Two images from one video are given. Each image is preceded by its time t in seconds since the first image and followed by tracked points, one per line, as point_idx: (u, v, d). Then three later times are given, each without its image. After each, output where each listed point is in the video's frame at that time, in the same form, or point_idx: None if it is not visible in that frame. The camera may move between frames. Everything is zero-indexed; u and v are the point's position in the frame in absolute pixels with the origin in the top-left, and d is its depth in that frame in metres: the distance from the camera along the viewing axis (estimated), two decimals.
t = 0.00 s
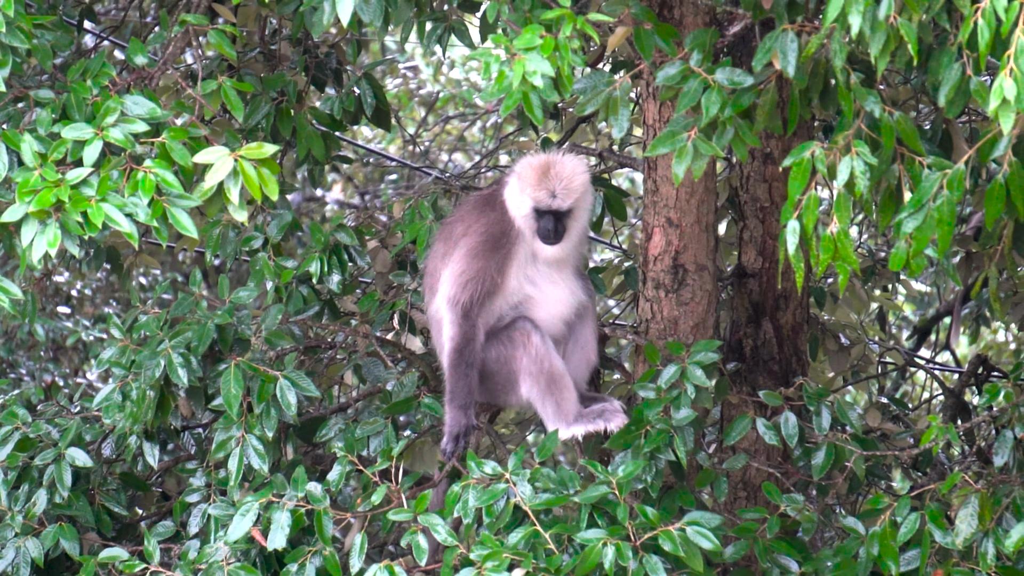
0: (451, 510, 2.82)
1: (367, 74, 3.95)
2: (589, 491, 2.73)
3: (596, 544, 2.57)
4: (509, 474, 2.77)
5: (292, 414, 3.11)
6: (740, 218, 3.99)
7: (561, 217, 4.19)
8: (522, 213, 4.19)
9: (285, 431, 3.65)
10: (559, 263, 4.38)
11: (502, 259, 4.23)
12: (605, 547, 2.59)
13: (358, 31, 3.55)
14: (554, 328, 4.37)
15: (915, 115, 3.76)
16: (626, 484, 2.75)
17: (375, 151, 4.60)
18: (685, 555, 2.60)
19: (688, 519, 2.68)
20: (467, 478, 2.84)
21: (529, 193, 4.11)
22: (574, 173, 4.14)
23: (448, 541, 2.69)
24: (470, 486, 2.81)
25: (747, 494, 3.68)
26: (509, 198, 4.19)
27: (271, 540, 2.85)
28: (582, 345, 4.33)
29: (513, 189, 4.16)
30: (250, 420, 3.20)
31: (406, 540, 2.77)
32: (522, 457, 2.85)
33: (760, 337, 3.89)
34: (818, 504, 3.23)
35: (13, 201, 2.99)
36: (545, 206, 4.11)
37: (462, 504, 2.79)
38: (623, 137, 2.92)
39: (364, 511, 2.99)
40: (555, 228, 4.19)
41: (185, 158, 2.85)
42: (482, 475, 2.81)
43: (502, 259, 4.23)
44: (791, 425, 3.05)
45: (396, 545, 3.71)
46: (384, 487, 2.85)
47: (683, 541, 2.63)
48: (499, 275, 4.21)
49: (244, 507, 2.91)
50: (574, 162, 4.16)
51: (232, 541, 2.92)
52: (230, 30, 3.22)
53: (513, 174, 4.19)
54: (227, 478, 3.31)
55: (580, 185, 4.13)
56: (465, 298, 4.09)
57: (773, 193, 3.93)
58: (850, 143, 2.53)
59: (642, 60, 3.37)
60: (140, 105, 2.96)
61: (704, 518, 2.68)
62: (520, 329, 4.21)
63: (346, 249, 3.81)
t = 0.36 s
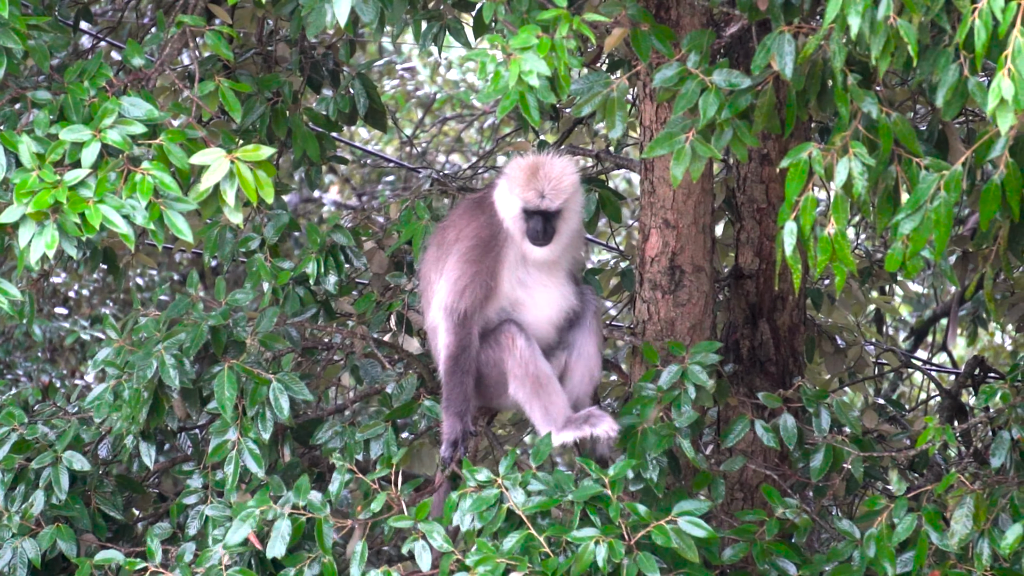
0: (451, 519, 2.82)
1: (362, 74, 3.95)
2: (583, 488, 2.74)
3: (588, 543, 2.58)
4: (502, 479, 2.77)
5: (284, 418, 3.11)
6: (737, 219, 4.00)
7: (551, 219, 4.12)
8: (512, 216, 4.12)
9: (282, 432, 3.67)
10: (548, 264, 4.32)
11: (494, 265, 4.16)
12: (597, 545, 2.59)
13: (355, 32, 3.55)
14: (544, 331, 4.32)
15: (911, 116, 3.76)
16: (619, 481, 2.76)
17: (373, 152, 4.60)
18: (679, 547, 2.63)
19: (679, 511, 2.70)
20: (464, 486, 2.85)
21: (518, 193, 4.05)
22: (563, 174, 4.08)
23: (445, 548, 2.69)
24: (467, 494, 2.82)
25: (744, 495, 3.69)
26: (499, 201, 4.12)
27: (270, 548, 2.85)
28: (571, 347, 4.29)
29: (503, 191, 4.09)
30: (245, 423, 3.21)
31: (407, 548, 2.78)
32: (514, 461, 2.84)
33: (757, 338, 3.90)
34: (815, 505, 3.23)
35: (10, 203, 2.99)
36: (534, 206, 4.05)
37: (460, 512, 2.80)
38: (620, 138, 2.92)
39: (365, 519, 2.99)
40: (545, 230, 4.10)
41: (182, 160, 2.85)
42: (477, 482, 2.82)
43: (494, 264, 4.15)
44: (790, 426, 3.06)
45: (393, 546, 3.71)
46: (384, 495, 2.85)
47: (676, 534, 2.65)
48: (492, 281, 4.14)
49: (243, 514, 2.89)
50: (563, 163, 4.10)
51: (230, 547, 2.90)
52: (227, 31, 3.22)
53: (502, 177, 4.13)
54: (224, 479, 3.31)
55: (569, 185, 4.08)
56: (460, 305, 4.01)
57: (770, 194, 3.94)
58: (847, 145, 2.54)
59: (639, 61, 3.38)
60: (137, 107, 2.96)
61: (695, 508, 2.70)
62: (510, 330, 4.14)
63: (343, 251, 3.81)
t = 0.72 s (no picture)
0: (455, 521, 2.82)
1: (359, 73, 3.95)
2: (586, 496, 2.74)
3: (594, 549, 2.59)
4: (507, 484, 2.78)
5: (281, 421, 3.12)
6: (735, 218, 4.01)
7: (543, 225, 4.14)
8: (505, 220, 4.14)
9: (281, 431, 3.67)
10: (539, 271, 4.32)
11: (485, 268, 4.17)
12: (603, 551, 2.60)
13: (352, 30, 3.54)
14: (533, 335, 4.33)
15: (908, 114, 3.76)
16: (621, 486, 2.77)
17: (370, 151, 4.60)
18: (686, 549, 2.61)
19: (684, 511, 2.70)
20: (468, 489, 2.85)
21: (512, 198, 4.07)
22: (556, 180, 4.11)
23: (449, 552, 2.70)
24: (471, 497, 2.81)
25: (742, 494, 3.69)
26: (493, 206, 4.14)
27: (275, 554, 2.87)
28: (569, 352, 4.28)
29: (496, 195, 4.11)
30: (243, 423, 3.22)
31: (411, 549, 2.72)
32: (519, 465, 2.85)
33: (755, 337, 3.89)
34: (813, 504, 3.24)
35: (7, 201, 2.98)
36: (527, 211, 4.07)
37: (465, 514, 2.80)
38: (618, 136, 2.92)
39: (369, 523, 2.99)
40: (537, 235, 4.12)
41: (179, 160, 2.85)
42: (480, 486, 2.81)
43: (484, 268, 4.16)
44: (791, 426, 3.07)
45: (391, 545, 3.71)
46: (387, 497, 2.85)
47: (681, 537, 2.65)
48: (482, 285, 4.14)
49: (245, 521, 2.90)
50: (556, 169, 4.14)
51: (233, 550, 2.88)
52: (224, 29, 3.21)
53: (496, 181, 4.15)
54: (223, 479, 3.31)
55: (562, 192, 4.11)
56: (451, 306, 4.00)
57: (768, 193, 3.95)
58: (845, 143, 2.54)
59: (636, 60, 3.38)
60: (134, 105, 2.95)
61: (697, 509, 2.70)
62: (494, 327, 4.14)
63: (340, 250, 3.80)
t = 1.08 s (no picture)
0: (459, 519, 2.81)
1: (357, 70, 3.94)
2: (597, 501, 2.75)
3: (607, 555, 2.59)
4: (517, 482, 2.78)
5: (286, 417, 3.10)
6: (732, 215, 4.01)
7: (536, 231, 4.03)
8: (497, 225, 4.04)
9: (281, 429, 3.67)
10: (531, 275, 4.25)
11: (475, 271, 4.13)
12: (616, 556, 2.61)
13: (349, 27, 3.54)
14: (524, 336, 4.30)
15: (906, 110, 3.75)
16: (631, 491, 2.77)
17: (367, 148, 4.59)
18: (695, 559, 2.62)
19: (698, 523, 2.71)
20: (473, 487, 2.85)
21: (504, 202, 3.96)
22: (550, 185, 3.98)
23: (456, 551, 2.71)
24: (476, 495, 2.83)
25: (740, 491, 3.70)
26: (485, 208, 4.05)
27: (278, 555, 2.85)
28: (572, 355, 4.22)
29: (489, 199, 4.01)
30: (245, 420, 3.22)
31: (411, 547, 2.77)
32: (529, 464, 2.85)
33: (752, 334, 3.90)
34: (811, 501, 3.25)
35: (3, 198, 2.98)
36: (518, 217, 3.96)
37: (470, 512, 2.79)
38: (616, 133, 2.93)
39: (369, 520, 2.98)
40: (528, 240, 4.01)
41: (175, 155, 2.83)
42: (487, 483, 2.83)
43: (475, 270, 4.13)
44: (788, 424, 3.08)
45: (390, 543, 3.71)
46: (389, 495, 2.85)
47: (693, 546, 2.66)
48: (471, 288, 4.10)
49: (247, 521, 2.87)
50: (551, 174, 4.00)
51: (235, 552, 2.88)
52: (222, 26, 3.21)
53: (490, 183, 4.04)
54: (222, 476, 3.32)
55: (556, 198, 3.97)
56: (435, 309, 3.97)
57: (766, 190, 3.95)
58: (843, 141, 2.54)
59: (634, 57, 3.38)
60: (131, 102, 2.94)
61: (712, 521, 2.71)
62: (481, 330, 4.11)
63: (338, 247, 3.80)
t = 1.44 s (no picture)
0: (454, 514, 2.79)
1: (355, 70, 3.95)
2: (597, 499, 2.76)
3: (607, 558, 2.60)
4: (516, 478, 2.79)
5: (294, 405, 3.15)
6: (730, 215, 4.00)
7: (524, 248, 3.99)
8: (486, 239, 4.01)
9: (279, 427, 3.67)
10: (520, 284, 4.18)
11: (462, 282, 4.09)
12: (614, 559, 2.62)
13: (347, 26, 3.54)
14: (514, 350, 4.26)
15: (905, 110, 3.75)
16: (634, 494, 2.76)
17: (365, 147, 4.59)
18: (693, 566, 2.62)
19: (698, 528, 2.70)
20: (468, 481, 2.84)
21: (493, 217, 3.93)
22: (540, 203, 3.96)
23: (454, 548, 2.70)
24: (472, 489, 2.81)
25: (738, 491, 3.70)
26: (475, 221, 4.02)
27: (275, 547, 2.82)
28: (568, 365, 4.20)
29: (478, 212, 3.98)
30: (250, 415, 3.22)
31: (403, 540, 2.77)
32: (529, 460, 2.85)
33: (750, 333, 3.90)
34: (808, 501, 3.25)
35: None
36: (507, 233, 3.93)
37: (466, 508, 2.77)
38: (613, 132, 2.93)
39: (363, 512, 2.97)
40: (517, 255, 3.98)
41: (171, 154, 2.83)
42: (484, 478, 2.83)
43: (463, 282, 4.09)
44: (786, 424, 3.08)
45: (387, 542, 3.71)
46: (382, 486, 2.86)
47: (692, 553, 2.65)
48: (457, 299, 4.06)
49: (244, 513, 2.89)
50: (542, 192, 3.99)
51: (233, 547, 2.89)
52: (219, 25, 3.20)
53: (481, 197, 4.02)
54: (220, 475, 3.31)
55: (545, 215, 3.96)
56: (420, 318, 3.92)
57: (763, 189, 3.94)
58: (840, 140, 2.55)
59: (631, 56, 3.38)
60: (126, 100, 2.94)
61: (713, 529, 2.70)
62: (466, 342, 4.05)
63: (337, 247, 3.80)
